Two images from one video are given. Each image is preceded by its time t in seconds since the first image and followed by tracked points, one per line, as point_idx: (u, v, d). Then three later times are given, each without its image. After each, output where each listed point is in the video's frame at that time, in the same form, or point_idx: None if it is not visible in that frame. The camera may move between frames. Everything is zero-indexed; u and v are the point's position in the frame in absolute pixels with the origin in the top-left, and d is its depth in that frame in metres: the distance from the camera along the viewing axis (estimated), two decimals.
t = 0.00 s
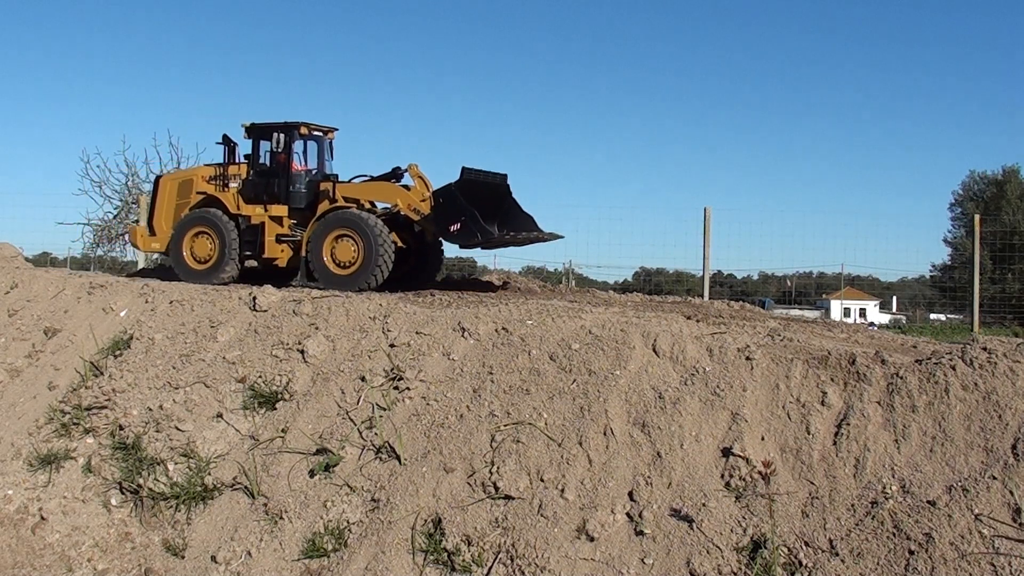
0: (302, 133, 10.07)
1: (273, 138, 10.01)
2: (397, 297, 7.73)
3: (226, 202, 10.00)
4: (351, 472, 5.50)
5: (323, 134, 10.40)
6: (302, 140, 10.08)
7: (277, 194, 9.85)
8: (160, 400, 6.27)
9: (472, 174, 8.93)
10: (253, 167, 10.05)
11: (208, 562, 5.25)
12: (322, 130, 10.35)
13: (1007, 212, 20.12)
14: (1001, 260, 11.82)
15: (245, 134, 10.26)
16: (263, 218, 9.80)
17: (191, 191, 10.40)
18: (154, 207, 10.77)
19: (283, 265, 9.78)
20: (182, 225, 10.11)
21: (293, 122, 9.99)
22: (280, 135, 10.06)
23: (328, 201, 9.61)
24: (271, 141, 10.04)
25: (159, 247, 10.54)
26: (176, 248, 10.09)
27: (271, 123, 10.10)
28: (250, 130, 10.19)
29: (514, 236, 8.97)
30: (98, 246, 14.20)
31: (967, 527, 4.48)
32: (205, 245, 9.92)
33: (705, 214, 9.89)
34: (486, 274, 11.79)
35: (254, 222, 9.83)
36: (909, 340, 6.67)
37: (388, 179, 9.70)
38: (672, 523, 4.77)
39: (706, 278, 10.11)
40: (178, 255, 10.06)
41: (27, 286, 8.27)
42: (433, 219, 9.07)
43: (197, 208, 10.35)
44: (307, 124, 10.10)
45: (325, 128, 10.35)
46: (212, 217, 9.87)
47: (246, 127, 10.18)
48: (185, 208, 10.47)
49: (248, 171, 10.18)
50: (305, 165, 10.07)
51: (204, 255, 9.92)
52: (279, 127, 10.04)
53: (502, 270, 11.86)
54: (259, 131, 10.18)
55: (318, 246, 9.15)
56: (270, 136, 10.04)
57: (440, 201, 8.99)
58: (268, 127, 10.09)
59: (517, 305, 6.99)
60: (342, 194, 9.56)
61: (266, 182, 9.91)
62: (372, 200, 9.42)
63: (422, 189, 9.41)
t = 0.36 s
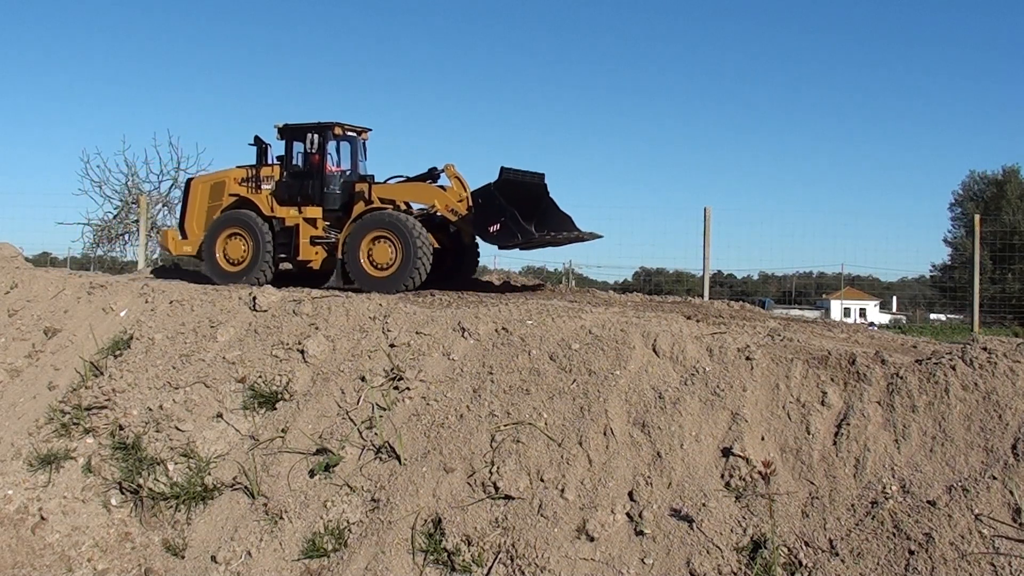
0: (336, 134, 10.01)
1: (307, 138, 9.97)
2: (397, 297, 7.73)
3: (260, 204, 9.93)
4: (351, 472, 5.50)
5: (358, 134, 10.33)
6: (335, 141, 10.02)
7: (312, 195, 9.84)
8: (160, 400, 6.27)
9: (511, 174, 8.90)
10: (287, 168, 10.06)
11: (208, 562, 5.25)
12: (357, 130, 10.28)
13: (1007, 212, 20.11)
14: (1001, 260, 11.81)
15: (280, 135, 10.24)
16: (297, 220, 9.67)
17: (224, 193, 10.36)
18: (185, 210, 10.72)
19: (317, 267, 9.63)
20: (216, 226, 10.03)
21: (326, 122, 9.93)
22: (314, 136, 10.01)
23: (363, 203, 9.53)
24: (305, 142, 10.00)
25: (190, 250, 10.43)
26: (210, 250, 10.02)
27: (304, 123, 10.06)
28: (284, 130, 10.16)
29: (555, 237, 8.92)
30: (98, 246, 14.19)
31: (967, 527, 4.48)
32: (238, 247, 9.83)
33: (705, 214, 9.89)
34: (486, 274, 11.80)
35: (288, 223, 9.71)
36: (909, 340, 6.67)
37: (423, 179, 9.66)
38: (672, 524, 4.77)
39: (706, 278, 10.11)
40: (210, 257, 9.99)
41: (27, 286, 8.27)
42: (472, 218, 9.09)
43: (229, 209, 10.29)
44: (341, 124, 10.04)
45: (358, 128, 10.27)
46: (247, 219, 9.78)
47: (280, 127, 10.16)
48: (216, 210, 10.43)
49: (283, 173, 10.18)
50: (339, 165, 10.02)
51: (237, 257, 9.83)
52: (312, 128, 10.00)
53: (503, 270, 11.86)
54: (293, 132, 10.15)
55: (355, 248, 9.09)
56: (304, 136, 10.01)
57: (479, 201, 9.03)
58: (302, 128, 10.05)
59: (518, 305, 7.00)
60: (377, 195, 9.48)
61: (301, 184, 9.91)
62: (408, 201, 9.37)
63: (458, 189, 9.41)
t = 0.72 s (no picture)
0: (352, 132, 10.00)
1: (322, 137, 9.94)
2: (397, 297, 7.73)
3: (274, 203, 9.91)
4: (351, 472, 5.50)
5: (374, 134, 10.34)
6: (351, 139, 10.01)
7: (327, 194, 9.79)
8: (160, 400, 6.27)
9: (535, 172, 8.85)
10: (302, 167, 10.01)
11: (208, 562, 5.25)
12: (373, 130, 10.28)
13: (1007, 212, 20.11)
14: (1001, 260, 11.80)
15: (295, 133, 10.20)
16: (312, 218, 9.66)
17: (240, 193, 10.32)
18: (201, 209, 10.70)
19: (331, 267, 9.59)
20: (231, 225, 9.99)
21: (343, 120, 9.91)
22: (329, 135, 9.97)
23: (382, 201, 9.46)
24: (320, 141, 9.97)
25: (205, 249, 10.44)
26: (225, 249, 10.00)
27: (320, 122, 10.02)
28: (298, 129, 10.13)
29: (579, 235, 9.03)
30: (98, 246, 14.19)
31: (967, 527, 4.48)
32: (253, 246, 9.80)
33: (705, 214, 9.88)
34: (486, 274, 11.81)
35: (303, 222, 9.70)
36: (909, 340, 6.67)
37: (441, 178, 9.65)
38: (672, 523, 4.77)
39: (706, 278, 10.11)
40: (225, 256, 9.97)
41: (27, 286, 8.27)
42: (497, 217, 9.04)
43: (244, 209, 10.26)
44: (357, 123, 10.02)
45: (374, 127, 10.27)
46: (262, 219, 9.74)
47: (295, 126, 10.12)
48: (231, 209, 10.40)
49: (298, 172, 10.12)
50: (355, 164, 10.00)
51: (252, 256, 9.80)
52: (328, 126, 9.96)
53: (503, 270, 11.88)
54: (308, 130, 10.12)
55: (374, 246, 9.03)
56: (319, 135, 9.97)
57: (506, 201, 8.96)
58: (317, 126, 10.01)
59: (518, 305, 7.00)
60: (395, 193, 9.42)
61: (317, 183, 9.85)
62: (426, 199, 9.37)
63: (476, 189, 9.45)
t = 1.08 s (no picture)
0: (359, 130, 10.00)
1: (329, 135, 9.95)
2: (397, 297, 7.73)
3: (278, 200, 9.87)
4: (351, 472, 5.50)
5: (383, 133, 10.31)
6: (358, 138, 10.00)
7: (331, 191, 9.71)
8: (160, 400, 6.27)
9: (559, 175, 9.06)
10: (308, 166, 10.00)
11: (208, 562, 5.25)
12: (381, 128, 10.25)
13: (1007, 212, 20.09)
14: (1001, 260, 11.79)
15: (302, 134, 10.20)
16: (314, 217, 9.58)
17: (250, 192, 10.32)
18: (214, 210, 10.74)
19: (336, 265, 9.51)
20: (239, 223, 10.00)
21: (347, 118, 9.94)
22: (334, 133, 9.99)
23: (397, 200, 9.38)
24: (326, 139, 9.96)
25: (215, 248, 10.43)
26: (231, 247, 10.01)
27: (326, 121, 10.07)
28: (306, 130, 10.19)
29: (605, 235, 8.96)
30: (98, 246, 14.20)
31: (967, 527, 4.48)
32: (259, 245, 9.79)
33: (705, 214, 9.88)
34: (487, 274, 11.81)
35: (306, 221, 9.65)
36: (909, 340, 6.67)
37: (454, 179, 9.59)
38: (672, 523, 4.77)
39: (706, 278, 10.11)
40: (231, 254, 9.98)
41: (27, 286, 8.27)
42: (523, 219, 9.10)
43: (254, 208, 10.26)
44: (363, 121, 10.03)
45: (381, 126, 10.24)
46: (268, 219, 9.72)
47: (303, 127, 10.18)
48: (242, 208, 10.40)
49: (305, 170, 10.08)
50: (362, 163, 9.95)
51: (258, 256, 9.79)
52: (333, 125, 10.00)
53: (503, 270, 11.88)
54: (314, 129, 10.15)
55: (393, 244, 8.97)
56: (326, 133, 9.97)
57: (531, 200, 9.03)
58: (323, 126, 10.05)
59: (518, 305, 7.00)
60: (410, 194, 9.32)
61: (322, 180, 9.80)
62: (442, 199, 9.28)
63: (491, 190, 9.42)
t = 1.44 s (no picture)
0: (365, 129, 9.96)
1: (334, 135, 9.91)
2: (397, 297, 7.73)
3: (284, 199, 9.88)
4: (351, 472, 5.50)
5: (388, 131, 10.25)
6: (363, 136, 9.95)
7: (337, 190, 9.65)
8: (160, 400, 6.27)
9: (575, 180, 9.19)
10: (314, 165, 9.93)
11: (208, 562, 5.25)
12: (387, 126, 10.20)
13: (1007, 212, 20.09)
14: (1001, 260, 11.78)
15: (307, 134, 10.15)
16: (320, 216, 9.58)
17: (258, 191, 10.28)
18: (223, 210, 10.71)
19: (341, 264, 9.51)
20: (247, 221, 10.00)
21: (352, 117, 9.89)
22: (339, 131, 9.95)
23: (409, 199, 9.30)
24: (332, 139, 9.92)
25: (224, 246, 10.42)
26: (237, 246, 10.03)
27: (331, 120, 10.04)
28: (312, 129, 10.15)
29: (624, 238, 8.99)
30: (98, 246, 14.20)
31: (967, 527, 4.47)
32: (266, 245, 9.80)
33: (705, 214, 9.88)
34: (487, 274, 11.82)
35: (311, 219, 9.65)
36: (909, 340, 6.67)
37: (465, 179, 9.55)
38: (672, 523, 4.77)
39: (706, 278, 10.10)
40: (237, 253, 10.00)
41: (27, 286, 8.27)
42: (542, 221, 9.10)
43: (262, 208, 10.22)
44: (369, 121, 10.00)
45: (387, 127, 10.21)
46: (274, 220, 9.70)
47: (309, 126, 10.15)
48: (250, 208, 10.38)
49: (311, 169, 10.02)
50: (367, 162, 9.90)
51: (263, 256, 9.80)
52: (338, 124, 9.96)
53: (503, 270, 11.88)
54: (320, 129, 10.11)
55: (411, 244, 8.93)
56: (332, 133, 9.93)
57: (552, 201, 9.06)
58: (328, 124, 10.01)
59: (518, 305, 7.00)
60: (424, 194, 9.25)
61: (328, 179, 9.74)
62: (456, 199, 9.26)
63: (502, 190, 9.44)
